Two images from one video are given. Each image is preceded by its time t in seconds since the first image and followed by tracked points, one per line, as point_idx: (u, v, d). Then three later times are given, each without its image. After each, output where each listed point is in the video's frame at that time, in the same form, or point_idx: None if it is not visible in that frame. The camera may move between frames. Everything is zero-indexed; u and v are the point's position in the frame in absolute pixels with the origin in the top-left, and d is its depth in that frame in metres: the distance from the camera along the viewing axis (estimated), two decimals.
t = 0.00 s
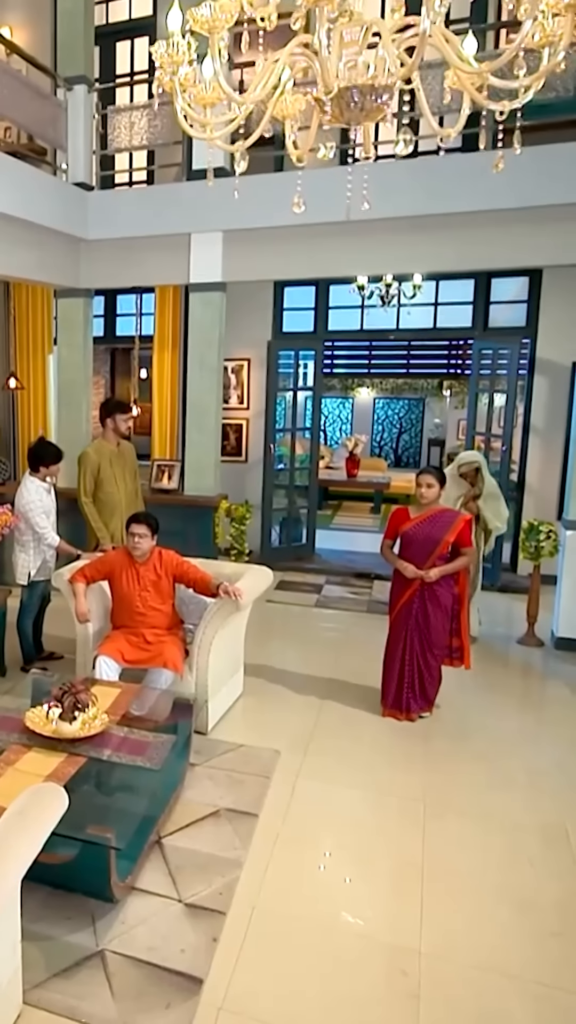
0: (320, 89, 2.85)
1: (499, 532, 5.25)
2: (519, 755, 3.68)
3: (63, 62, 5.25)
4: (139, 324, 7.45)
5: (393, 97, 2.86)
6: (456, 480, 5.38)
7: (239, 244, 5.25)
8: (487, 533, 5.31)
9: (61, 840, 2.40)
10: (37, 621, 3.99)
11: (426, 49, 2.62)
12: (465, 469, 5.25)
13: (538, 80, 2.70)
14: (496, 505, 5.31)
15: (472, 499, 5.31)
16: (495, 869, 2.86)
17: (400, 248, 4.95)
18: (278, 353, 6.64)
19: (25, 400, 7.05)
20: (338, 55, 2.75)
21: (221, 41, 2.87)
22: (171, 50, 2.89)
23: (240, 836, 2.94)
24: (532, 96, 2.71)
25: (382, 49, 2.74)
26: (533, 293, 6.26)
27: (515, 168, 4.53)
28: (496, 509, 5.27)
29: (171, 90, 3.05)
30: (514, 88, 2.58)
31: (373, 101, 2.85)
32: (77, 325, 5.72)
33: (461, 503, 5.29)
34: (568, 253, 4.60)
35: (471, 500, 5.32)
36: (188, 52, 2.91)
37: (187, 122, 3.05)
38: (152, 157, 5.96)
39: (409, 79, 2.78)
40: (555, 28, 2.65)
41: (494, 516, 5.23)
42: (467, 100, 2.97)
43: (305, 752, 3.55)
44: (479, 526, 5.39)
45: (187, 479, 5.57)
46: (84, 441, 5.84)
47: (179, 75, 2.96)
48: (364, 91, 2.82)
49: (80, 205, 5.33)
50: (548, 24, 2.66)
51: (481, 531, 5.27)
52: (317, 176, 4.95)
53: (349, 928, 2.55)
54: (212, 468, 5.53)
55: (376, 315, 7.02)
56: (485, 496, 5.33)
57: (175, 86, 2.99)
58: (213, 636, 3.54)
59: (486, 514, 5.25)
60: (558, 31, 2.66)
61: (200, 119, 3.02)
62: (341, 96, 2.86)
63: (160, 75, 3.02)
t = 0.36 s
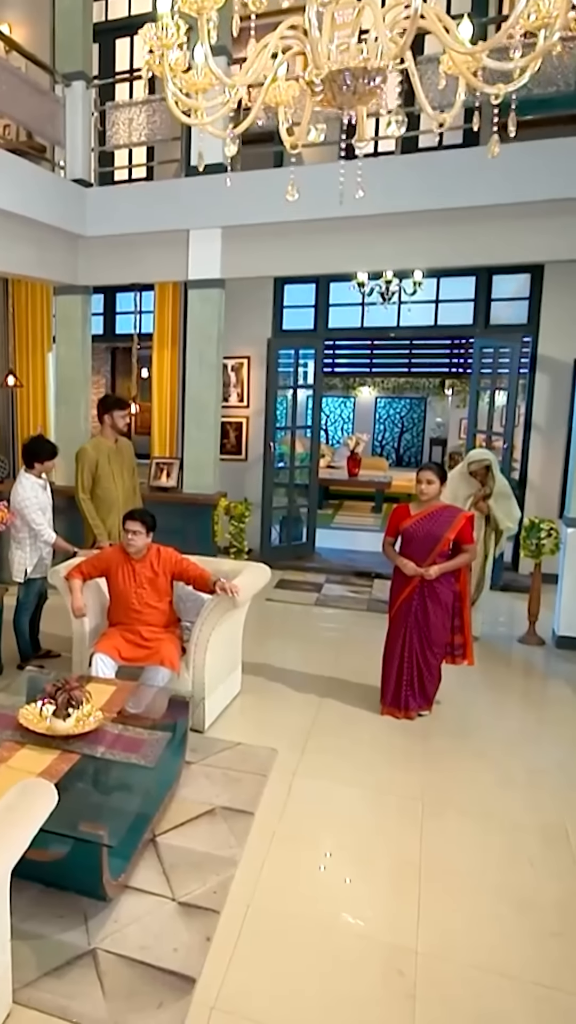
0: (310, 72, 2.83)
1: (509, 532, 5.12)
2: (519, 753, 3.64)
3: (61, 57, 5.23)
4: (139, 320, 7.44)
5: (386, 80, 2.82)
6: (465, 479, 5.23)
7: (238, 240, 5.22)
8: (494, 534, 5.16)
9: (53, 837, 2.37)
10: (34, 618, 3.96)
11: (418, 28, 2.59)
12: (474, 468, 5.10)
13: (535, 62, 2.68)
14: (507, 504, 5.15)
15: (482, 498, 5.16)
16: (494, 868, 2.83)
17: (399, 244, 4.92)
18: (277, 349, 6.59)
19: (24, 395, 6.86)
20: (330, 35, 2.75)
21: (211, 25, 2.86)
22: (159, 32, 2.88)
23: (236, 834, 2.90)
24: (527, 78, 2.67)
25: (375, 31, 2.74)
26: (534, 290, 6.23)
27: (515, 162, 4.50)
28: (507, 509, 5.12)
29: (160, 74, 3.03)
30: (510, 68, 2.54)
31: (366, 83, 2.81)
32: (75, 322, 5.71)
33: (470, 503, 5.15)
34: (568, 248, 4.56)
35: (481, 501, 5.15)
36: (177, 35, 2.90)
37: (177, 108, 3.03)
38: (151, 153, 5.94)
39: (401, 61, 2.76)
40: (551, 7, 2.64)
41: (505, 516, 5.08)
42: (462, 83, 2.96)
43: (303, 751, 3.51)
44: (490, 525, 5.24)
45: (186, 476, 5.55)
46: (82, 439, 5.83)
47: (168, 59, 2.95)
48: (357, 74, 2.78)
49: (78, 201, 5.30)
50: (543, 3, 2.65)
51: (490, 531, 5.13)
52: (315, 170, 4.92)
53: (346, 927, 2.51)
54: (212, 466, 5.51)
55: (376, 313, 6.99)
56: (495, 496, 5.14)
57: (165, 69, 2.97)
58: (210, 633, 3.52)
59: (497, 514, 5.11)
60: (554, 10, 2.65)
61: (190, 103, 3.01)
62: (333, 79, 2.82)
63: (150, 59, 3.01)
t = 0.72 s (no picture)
0: (300, 57, 2.82)
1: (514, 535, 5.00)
2: (519, 752, 3.61)
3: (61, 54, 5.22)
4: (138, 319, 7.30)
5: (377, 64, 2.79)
6: (467, 482, 5.08)
7: (237, 237, 5.21)
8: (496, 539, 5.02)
9: (45, 834, 2.34)
10: (31, 616, 3.94)
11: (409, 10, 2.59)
12: (477, 473, 4.95)
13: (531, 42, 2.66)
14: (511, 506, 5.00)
15: (484, 502, 5.01)
16: (494, 868, 2.79)
17: (400, 240, 4.90)
18: (279, 347, 6.66)
19: (25, 394, 6.84)
20: (319, 18, 2.74)
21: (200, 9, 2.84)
22: (147, 17, 2.88)
23: (231, 833, 2.87)
24: (522, 60, 2.65)
25: (366, 13, 2.73)
26: (536, 287, 6.20)
27: (516, 157, 4.47)
28: (511, 511, 4.97)
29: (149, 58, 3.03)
30: (502, 49, 2.52)
31: (357, 68, 2.77)
32: (74, 320, 5.69)
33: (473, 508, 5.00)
34: (571, 243, 4.53)
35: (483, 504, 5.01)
36: (164, 19, 2.89)
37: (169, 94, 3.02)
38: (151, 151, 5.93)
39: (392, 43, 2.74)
40: None
41: (508, 520, 4.94)
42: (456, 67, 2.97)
43: (300, 749, 3.48)
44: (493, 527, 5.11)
45: (186, 474, 5.54)
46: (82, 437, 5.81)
47: (157, 44, 2.94)
48: (348, 57, 2.75)
49: (78, 198, 5.28)
50: None
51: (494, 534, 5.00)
52: (315, 166, 4.89)
53: (342, 926, 2.48)
54: (211, 464, 5.49)
55: (378, 311, 6.96)
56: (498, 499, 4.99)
57: (155, 56, 2.97)
58: (206, 632, 3.47)
59: (500, 518, 4.97)
60: None
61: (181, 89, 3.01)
62: (324, 62, 2.79)
63: (138, 43, 2.99)
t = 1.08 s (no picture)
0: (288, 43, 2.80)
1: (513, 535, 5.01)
2: (519, 752, 3.57)
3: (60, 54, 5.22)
4: (138, 321, 7.33)
5: (365, 51, 2.79)
6: (466, 483, 5.02)
7: (236, 236, 5.20)
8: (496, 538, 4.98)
9: (35, 833, 2.31)
10: (28, 616, 3.92)
11: None
12: (479, 473, 4.90)
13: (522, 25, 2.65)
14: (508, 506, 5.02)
15: (484, 502, 5.00)
16: (492, 868, 2.76)
17: (399, 238, 4.88)
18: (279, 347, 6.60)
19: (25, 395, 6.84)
20: (307, 4, 2.71)
21: None
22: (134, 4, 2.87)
23: (226, 833, 2.84)
24: (513, 43, 2.64)
25: None
26: (538, 286, 6.17)
27: (516, 154, 4.45)
28: (509, 511, 5.00)
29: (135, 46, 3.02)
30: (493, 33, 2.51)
31: (345, 53, 2.77)
32: (74, 320, 5.68)
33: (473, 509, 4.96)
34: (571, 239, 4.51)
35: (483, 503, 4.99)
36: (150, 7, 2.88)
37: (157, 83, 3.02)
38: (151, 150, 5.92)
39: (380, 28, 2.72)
40: None
41: (508, 519, 4.95)
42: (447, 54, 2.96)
43: (298, 749, 3.45)
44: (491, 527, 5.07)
45: (186, 474, 5.52)
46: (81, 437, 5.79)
47: (143, 31, 2.93)
48: (336, 42, 2.74)
49: (76, 197, 5.28)
50: None
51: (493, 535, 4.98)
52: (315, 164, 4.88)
53: (341, 929, 2.44)
54: (211, 464, 5.47)
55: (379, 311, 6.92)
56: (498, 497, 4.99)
57: (142, 43, 2.96)
58: (203, 632, 3.43)
59: (500, 517, 4.97)
60: None
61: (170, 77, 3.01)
62: (312, 49, 2.79)
63: (124, 31, 2.98)
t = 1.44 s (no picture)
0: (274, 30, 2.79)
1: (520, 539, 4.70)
2: (518, 752, 3.53)
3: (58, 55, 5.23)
4: (139, 324, 7.33)
5: (351, 37, 2.79)
6: (470, 482, 4.75)
7: (235, 236, 5.19)
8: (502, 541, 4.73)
9: (24, 832, 2.28)
10: (25, 617, 3.90)
11: None
12: (482, 472, 4.64)
13: (511, 8, 2.65)
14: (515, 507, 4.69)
15: (489, 502, 4.72)
16: (490, 868, 2.72)
17: (398, 237, 4.86)
18: (280, 349, 6.56)
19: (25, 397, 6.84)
20: None
21: None
22: None
23: (220, 833, 2.81)
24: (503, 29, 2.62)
25: None
26: (540, 286, 6.16)
27: (515, 151, 4.43)
28: (515, 512, 4.67)
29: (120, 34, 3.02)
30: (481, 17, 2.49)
31: (331, 40, 2.76)
32: (73, 320, 5.67)
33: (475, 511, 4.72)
34: (571, 236, 4.49)
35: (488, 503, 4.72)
36: None
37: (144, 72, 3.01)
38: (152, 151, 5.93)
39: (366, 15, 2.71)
40: None
41: (513, 521, 4.64)
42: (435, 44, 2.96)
43: (295, 750, 3.42)
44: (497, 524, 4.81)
45: (184, 474, 5.49)
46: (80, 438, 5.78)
47: (128, 18, 2.94)
48: (322, 28, 2.73)
49: (75, 197, 5.28)
50: None
51: (498, 538, 4.73)
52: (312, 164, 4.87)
53: (341, 933, 2.40)
54: (210, 463, 5.45)
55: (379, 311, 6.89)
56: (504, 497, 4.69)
57: (127, 32, 2.97)
58: (199, 632, 3.39)
59: (505, 519, 4.66)
60: None
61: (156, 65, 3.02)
62: (298, 36, 2.78)
63: (109, 20, 2.99)
